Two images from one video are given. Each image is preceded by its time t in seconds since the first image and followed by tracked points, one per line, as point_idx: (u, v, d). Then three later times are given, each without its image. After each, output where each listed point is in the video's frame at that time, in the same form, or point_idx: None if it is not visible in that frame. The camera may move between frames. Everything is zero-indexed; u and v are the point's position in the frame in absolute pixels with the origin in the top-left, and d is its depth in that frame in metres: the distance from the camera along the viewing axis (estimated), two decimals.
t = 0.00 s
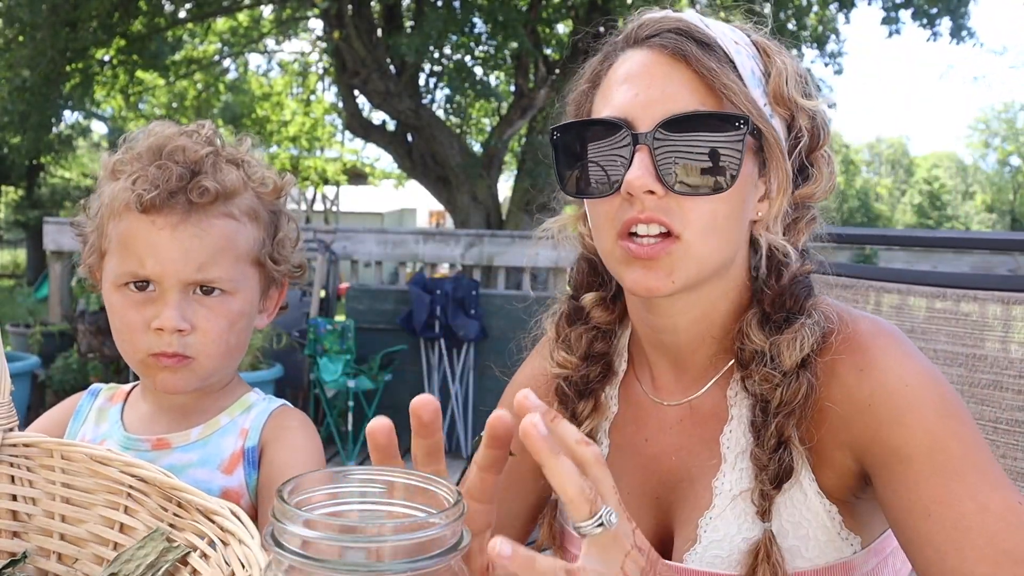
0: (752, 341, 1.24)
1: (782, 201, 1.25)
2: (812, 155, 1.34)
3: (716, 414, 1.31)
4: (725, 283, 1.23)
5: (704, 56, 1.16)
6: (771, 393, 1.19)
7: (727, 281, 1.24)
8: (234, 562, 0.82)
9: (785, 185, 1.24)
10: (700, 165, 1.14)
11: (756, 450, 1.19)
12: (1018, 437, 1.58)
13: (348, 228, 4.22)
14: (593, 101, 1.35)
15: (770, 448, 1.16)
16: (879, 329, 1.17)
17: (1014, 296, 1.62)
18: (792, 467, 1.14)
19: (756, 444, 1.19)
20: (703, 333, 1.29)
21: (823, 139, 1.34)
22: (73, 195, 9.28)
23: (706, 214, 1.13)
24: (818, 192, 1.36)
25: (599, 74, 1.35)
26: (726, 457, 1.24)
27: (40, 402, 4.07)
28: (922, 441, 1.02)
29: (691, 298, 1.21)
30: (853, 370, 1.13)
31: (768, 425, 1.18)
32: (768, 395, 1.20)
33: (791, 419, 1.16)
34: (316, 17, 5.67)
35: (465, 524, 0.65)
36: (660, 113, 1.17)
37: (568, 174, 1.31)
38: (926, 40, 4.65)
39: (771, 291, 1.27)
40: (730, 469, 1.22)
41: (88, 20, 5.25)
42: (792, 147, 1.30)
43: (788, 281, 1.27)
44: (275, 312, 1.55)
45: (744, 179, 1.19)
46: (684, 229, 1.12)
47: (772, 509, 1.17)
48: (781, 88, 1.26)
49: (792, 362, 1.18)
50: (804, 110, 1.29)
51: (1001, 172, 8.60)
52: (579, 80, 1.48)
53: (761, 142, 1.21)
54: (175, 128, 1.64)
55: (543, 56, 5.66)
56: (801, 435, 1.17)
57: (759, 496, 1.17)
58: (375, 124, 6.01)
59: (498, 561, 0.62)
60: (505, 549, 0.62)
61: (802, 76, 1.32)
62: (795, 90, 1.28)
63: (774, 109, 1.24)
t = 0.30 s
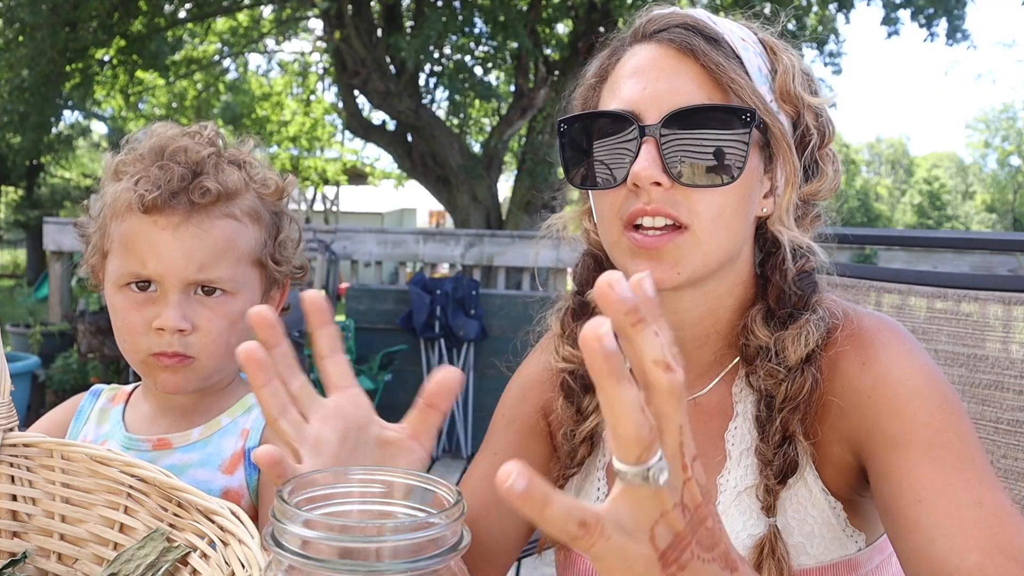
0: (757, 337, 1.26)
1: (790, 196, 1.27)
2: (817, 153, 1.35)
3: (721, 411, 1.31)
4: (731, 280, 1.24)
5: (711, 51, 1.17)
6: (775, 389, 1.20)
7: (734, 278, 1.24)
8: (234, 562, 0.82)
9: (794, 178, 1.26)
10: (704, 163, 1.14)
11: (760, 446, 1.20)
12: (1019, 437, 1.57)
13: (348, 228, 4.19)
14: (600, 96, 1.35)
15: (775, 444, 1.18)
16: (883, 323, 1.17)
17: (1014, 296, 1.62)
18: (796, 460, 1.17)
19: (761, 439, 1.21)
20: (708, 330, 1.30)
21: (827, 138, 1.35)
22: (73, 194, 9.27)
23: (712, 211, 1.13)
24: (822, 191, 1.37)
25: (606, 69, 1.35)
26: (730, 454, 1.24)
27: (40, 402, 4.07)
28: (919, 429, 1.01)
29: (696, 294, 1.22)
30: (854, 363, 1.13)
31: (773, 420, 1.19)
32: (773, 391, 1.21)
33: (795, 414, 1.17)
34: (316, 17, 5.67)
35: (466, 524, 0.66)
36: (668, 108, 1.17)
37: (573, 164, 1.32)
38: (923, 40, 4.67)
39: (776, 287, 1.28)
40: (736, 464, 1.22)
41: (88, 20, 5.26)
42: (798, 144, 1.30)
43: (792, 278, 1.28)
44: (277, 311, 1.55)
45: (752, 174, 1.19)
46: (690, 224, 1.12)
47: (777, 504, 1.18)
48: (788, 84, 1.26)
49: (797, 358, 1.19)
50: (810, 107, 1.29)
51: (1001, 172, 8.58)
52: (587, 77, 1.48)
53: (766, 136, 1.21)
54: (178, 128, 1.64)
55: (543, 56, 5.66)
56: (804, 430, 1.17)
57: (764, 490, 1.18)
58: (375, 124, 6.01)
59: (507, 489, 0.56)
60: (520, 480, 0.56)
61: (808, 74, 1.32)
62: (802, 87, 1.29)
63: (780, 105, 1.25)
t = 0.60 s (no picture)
0: (761, 345, 1.24)
1: (791, 202, 1.25)
2: (823, 157, 1.34)
3: (724, 419, 1.31)
4: (734, 286, 1.23)
5: (717, 53, 1.16)
6: (779, 398, 1.19)
7: (736, 283, 1.23)
8: (234, 562, 0.81)
9: (798, 183, 1.24)
10: (710, 167, 1.14)
11: (764, 455, 1.20)
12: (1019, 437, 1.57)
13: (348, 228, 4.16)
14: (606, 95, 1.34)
15: (778, 453, 1.18)
16: (888, 332, 1.16)
17: (1014, 295, 1.62)
18: (799, 470, 1.16)
19: (764, 448, 1.21)
20: (710, 336, 1.29)
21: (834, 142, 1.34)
22: (72, 195, 9.26)
23: (715, 213, 1.12)
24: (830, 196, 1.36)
25: (612, 70, 1.34)
26: (732, 462, 1.23)
27: (39, 402, 4.07)
28: (925, 440, 1.01)
29: (698, 300, 1.21)
30: (860, 373, 1.12)
31: (777, 430, 1.18)
32: (776, 400, 1.19)
33: (799, 424, 1.15)
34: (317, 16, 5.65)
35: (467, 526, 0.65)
36: (672, 109, 1.16)
37: (577, 166, 1.31)
38: (923, 39, 4.68)
39: (781, 294, 1.26)
40: (737, 472, 1.22)
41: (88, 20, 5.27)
42: (803, 148, 1.29)
43: (797, 284, 1.26)
44: (278, 312, 1.55)
45: (755, 178, 1.18)
46: (694, 227, 1.11)
47: (779, 514, 1.18)
48: (795, 89, 1.25)
49: (801, 367, 1.17)
50: (817, 112, 1.29)
51: (1002, 172, 8.55)
52: (593, 75, 1.47)
53: (771, 141, 1.20)
54: (178, 128, 1.63)
55: (543, 56, 5.65)
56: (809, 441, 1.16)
57: (766, 500, 1.17)
58: (375, 124, 6.01)
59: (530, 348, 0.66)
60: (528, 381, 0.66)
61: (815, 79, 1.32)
62: (809, 91, 1.28)
63: (786, 109, 1.24)
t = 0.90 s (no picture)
0: (765, 344, 1.23)
1: (796, 199, 1.23)
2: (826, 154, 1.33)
3: (727, 416, 1.30)
4: (738, 284, 1.23)
5: (721, 50, 1.16)
6: (785, 397, 1.18)
7: (739, 282, 1.23)
8: (233, 562, 0.81)
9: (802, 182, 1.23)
10: (712, 163, 1.14)
11: (769, 454, 1.18)
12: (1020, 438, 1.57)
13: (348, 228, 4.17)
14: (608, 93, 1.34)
15: (783, 452, 1.16)
16: (893, 330, 1.17)
17: (1015, 296, 1.61)
18: (802, 470, 1.14)
19: (768, 447, 1.19)
20: (712, 336, 1.29)
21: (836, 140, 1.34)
22: (72, 195, 9.24)
23: (717, 215, 1.13)
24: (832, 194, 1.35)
25: (613, 69, 1.34)
26: (737, 461, 1.23)
27: (39, 402, 4.07)
28: (933, 439, 1.02)
29: (701, 300, 1.21)
30: (866, 372, 1.13)
31: (782, 429, 1.17)
32: (781, 399, 1.19)
33: (805, 423, 1.15)
34: (317, 17, 5.66)
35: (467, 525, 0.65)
36: (675, 109, 1.16)
37: (579, 167, 1.31)
38: (924, 39, 4.68)
39: (785, 293, 1.26)
40: (741, 472, 1.21)
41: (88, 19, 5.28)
42: (806, 145, 1.29)
43: (801, 283, 1.25)
44: (277, 312, 1.55)
45: (759, 177, 1.18)
46: (698, 230, 1.12)
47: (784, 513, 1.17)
48: (799, 85, 1.25)
49: (806, 365, 1.17)
50: (819, 109, 1.28)
51: (1003, 173, 8.54)
52: (593, 75, 1.47)
53: (774, 139, 1.19)
54: (174, 128, 1.63)
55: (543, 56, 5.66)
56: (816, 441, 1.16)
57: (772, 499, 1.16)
58: (375, 124, 6.00)
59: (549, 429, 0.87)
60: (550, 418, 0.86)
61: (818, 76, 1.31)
62: (812, 88, 1.27)
63: (789, 106, 1.23)
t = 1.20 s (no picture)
0: (767, 343, 1.24)
1: (799, 201, 1.25)
2: (829, 155, 1.34)
3: (729, 415, 1.31)
4: (740, 284, 1.24)
5: (723, 53, 1.16)
6: (786, 395, 1.19)
7: (741, 282, 1.24)
8: (233, 563, 0.82)
9: (803, 185, 1.24)
10: (716, 161, 1.14)
11: (769, 452, 1.19)
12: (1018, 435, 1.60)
13: (348, 228, 4.18)
14: (610, 96, 1.35)
15: (784, 450, 1.17)
16: (893, 329, 1.17)
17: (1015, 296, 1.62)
18: (802, 468, 1.15)
19: (769, 445, 1.20)
20: (714, 335, 1.29)
21: (840, 141, 1.34)
22: (73, 195, 9.24)
23: (717, 217, 1.14)
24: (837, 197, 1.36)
25: (617, 70, 1.35)
26: (739, 459, 1.24)
27: (40, 402, 4.08)
28: (928, 440, 1.03)
29: (703, 300, 1.22)
30: (865, 370, 1.13)
31: (783, 427, 1.18)
32: (783, 398, 1.20)
33: (806, 421, 1.16)
34: (317, 17, 5.67)
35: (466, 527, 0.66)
36: (676, 112, 1.17)
37: (581, 170, 1.32)
38: (923, 40, 4.70)
39: (788, 291, 1.27)
40: (743, 471, 1.22)
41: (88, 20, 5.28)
42: (809, 147, 1.30)
43: (803, 282, 1.26)
44: (279, 312, 1.56)
45: (762, 178, 1.19)
46: (701, 229, 1.13)
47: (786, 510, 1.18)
48: (801, 87, 1.25)
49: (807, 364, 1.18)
50: (823, 111, 1.29)
51: (1003, 173, 8.55)
52: (596, 76, 1.47)
53: (775, 142, 1.20)
54: (174, 131, 1.64)
55: (543, 56, 5.67)
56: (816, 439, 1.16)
57: (773, 497, 1.17)
58: (375, 124, 6.01)
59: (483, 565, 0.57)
60: (497, 549, 0.57)
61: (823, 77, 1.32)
62: (816, 90, 1.28)
63: (792, 108, 1.24)
